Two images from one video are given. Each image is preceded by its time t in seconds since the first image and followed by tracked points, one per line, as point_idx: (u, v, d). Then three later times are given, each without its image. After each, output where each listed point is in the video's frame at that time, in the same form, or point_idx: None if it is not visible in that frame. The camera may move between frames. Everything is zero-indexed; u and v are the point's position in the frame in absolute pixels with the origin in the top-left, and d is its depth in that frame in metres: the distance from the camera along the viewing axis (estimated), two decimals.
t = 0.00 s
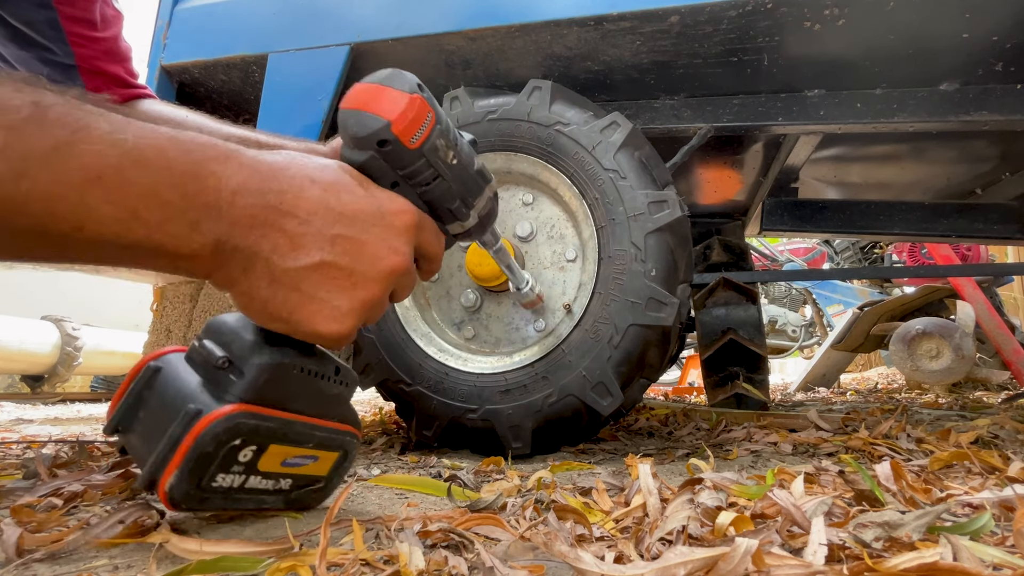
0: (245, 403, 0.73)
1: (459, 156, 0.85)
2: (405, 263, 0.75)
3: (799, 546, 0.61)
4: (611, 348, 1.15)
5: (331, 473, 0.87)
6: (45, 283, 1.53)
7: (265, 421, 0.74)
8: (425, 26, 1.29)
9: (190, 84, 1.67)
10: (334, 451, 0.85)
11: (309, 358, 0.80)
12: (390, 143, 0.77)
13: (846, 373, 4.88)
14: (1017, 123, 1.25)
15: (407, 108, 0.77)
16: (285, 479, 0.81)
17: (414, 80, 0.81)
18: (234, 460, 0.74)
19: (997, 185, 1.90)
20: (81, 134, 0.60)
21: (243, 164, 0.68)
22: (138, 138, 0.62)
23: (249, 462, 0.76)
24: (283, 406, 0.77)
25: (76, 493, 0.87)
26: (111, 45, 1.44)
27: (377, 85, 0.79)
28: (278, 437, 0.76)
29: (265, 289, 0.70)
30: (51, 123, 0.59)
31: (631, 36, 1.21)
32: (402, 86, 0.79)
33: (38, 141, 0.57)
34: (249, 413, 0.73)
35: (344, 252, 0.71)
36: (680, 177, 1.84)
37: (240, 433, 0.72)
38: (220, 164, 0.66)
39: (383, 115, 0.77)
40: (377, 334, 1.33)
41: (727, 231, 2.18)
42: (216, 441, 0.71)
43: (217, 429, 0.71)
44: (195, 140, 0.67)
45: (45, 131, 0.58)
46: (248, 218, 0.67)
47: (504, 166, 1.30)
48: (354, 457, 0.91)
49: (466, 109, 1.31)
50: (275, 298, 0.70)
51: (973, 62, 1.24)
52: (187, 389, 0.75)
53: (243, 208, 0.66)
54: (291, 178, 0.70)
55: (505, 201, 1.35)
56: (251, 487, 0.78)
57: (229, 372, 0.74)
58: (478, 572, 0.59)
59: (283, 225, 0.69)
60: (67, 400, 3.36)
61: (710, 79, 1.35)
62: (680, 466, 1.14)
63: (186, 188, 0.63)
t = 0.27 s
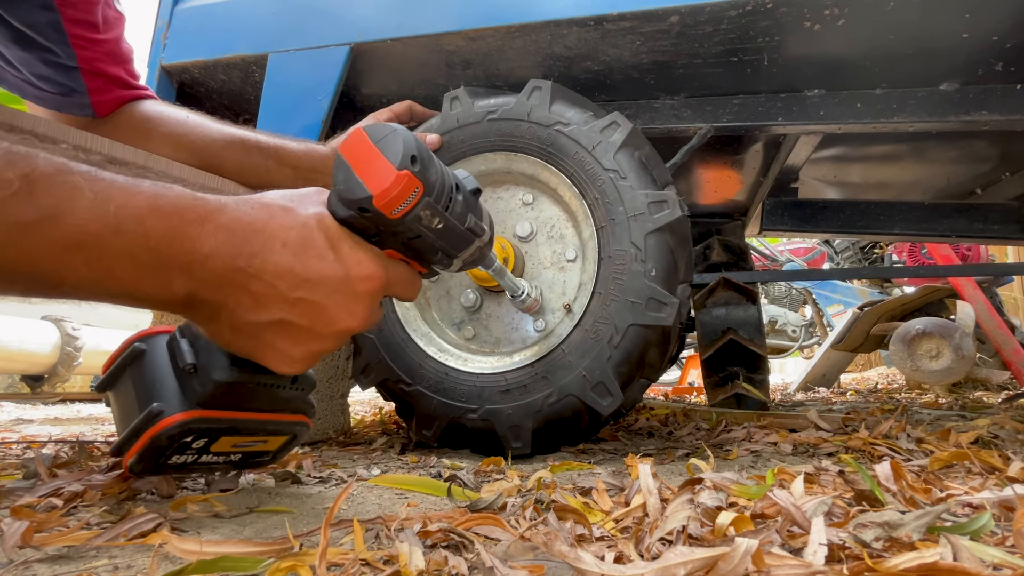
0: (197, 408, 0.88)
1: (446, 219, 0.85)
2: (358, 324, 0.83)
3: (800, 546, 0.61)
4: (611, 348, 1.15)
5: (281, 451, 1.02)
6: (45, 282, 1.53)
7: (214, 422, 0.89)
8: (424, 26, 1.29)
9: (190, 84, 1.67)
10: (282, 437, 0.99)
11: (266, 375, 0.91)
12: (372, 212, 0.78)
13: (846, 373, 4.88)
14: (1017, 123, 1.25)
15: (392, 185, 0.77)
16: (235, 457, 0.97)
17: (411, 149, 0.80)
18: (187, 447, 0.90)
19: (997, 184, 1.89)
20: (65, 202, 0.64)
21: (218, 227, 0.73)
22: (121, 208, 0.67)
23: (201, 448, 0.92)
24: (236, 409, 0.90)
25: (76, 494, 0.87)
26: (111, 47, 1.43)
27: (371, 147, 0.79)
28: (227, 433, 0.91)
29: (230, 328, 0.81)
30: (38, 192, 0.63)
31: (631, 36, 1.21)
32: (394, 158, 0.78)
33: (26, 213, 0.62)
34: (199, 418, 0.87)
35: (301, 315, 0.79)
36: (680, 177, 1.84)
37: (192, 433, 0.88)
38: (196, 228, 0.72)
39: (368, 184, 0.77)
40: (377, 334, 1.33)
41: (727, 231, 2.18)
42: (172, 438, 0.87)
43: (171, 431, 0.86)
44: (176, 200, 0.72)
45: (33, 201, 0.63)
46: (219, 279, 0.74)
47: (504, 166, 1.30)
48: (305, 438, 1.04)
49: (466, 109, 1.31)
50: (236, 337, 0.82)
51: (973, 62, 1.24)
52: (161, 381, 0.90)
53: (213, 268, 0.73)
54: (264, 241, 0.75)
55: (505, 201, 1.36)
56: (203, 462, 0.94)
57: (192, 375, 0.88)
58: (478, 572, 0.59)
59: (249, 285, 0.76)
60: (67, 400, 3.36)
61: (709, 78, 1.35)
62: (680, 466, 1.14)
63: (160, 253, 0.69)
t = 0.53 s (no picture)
0: (208, 413, 0.88)
1: (443, 222, 0.84)
2: (360, 330, 0.84)
3: (800, 546, 0.61)
4: (611, 348, 1.15)
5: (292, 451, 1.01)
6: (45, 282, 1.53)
7: (225, 426, 0.89)
8: (425, 26, 1.29)
9: (190, 84, 1.67)
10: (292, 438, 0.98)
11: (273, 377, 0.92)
12: (369, 220, 0.78)
13: (846, 373, 4.88)
14: (1017, 123, 1.25)
15: (387, 194, 0.77)
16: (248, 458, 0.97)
17: (406, 156, 0.79)
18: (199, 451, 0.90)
19: (997, 184, 1.89)
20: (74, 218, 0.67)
21: (221, 239, 0.75)
22: (127, 223, 0.69)
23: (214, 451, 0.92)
24: (245, 412, 0.90)
25: (76, 494, 0.87)
26: (112, 48, 1.44)
27: (367, 156, 0.79)
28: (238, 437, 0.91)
29: (234, 337, 0.82)
30: (49, 209, 0.66)
31: (631, 36, 1.21)
32: (388, 165, 0.78)
33: (36, 229, 0.64)
34: (210, 423, 0.87)
35: (304, 322, 0.81)
36: (679, 177, 1.84)
37: (204, 437, 0.88)
38: (199, 241, 0.74)
39: (364, 192, 0.77)
40: (377, 334, 1.33)
41: (727, 231, 2.18)
42: (183, 444, 0.87)
43: (183, 437, 0.86)
44: (180, 214, 0.74)
45: (44, 217, 0.65)
46: (222, 289, 0.76)
47: (504, 166, 1.30)
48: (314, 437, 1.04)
49: (466, 109, 1.31)
50: (241, 346, 0.84)
51: (973, 61, 1.24)
52: (171, 389, 0.91)
53: (216, 279, 0.75)
54: (265, 252, 0.77)
55: (505, 201, 1.35)
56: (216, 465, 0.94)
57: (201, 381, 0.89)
58: (478, 572, 0.59)
59: (252, 295, 0.78)
60: (67, 400, 3.36)
61: (709, 78, 1.35)
62: (680, 466, 1.14)
63: (165, 265, 0.71)
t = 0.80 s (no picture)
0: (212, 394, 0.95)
1: (462, 238, 0.84)
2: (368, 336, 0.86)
3: (800, 546, 0.61)
4: (611, 348, 1.15)
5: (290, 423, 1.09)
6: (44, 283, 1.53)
7: (228, 405, 0.96)
8: (425, 26, 1.29)
9: (190, 84, 1.67)
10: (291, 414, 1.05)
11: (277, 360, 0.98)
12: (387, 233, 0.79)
13: (846, 373, 4.88)
14: (1017, 123, 1.25)
15: (409, 214, 0.77)
16: (248, 429, 1.05)
17: (432, 174, 0.78)
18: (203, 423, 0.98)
19: (997, 184, 1.89)
20: (89, 225, 0.64)
21: (237, 245, 0.73)
22: (144, 231, 0.67)
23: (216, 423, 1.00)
24: (250, 393, 0.97)
25: (76, 494, 0.87)
26: (113, 48, 1.44)
27: (393, 169, 0.78)
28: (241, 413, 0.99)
29: (247, 336, 0.82)
30: (63, 217, 0.63)
31: (631, 36, 1.21)
32: (414, 183, 0.77)
33: (51, 238, 0.62)
34: (214, 402, 0.95)
35: (316, 326, 0.82)
36: (679, 177, 1.84)
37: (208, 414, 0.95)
38: (215, 247, 0.71)
39: (385, 208, 0.77)
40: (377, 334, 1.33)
41: (727, 231, 2.18)
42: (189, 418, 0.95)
43: (189, 413, 0.94)
44: (196, 218, 0.71)
45: (58, 226, 0.63)
46: (238, 294, 0.74)
47: (504, 166, 1.30)
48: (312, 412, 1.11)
49: (466, 109, 1.31)
50: (253, 343, 0.83)
51: (973, 61, 1.24)
52: (179, 364, 0.97)
53: (231, 286, 0.73)
54: (283, 258, 0.75)
55: (505, 201, 1.36)
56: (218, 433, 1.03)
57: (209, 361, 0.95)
58: (478, 572, 0.59)
59: (266, 299, 0.76)
60: (67, 400, 3.36)
61: (709, 79, 1.35)
62: (680, 466, 1.14)
63: (180, 272, 0.69)
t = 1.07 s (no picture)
0: (206, 379, 0.92)
1: (470, 227, 0.86)
2: (372, 320, 0.85)
3: (800, 546, 0.61)
4: (611, 348, 1.15)
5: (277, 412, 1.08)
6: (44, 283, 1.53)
7: (222, 391, 0.93)
8: (424, 26, 1.29)
9: (190, 84, 1.67)
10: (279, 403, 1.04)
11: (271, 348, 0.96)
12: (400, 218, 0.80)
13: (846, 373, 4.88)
14: (1017, 123, 1.25)
15: (424, 199, 0.79)
16: (236, 418, 1.03)
17: (448, 163, 0.81)
18: (192, 410, 0.95)
19: (997, 184, 1.90)
20: (92, 200, 0.63)
21: (244, 224, 0.72)
22: (148, 207, 0.66)
23: (205, 411, 0.96)
24: (243, 380, 0.95)
25: (76, 494, 0.87)
26: (113, 48, 1.44)
27: (409, 155, 0.81)
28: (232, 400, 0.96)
29: (251, 317, 0.81)
30: (65, 192, 0.62)
31: (631, 36, 1.21)
32: (430, 169, 0.80)
33: (53, 213, 0.61)
34: (208, 389, 0.92)
35: (322, 309, 0.81)
36: (680, 177, 1.84)
37: (200, 400, 0.92)
38: (222, 226, 0.71)
39: (400, 192, 0.79)
40: (377, 334, 1.33)
41: (727, 231, 2.18)
42: (180, 405, 0.91)
43: (181, 399, 0.91)
44: (201, 196, 0.70)
45: (60, 200, 0.62)
46: (244, 273, 0.74)
47: (504, 166, 1.30)
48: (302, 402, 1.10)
49: (466, 109, 1.31)
50: (254, 325, 0.83)
51: (973, 61, 1.24)
52: (170, 348, 0.93)
53: (237, 265, 0.72)
54: (291, 238, 0.75)
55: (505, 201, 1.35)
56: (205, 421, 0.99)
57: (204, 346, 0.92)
58: (478, 572, 0.59)
59: (272, 280, 0.76)
60: (67, 400, 3.36)
61: (709, 78, 1.35)
62: (680, 466, 1.15)
63: (186, 250, 0.68)
